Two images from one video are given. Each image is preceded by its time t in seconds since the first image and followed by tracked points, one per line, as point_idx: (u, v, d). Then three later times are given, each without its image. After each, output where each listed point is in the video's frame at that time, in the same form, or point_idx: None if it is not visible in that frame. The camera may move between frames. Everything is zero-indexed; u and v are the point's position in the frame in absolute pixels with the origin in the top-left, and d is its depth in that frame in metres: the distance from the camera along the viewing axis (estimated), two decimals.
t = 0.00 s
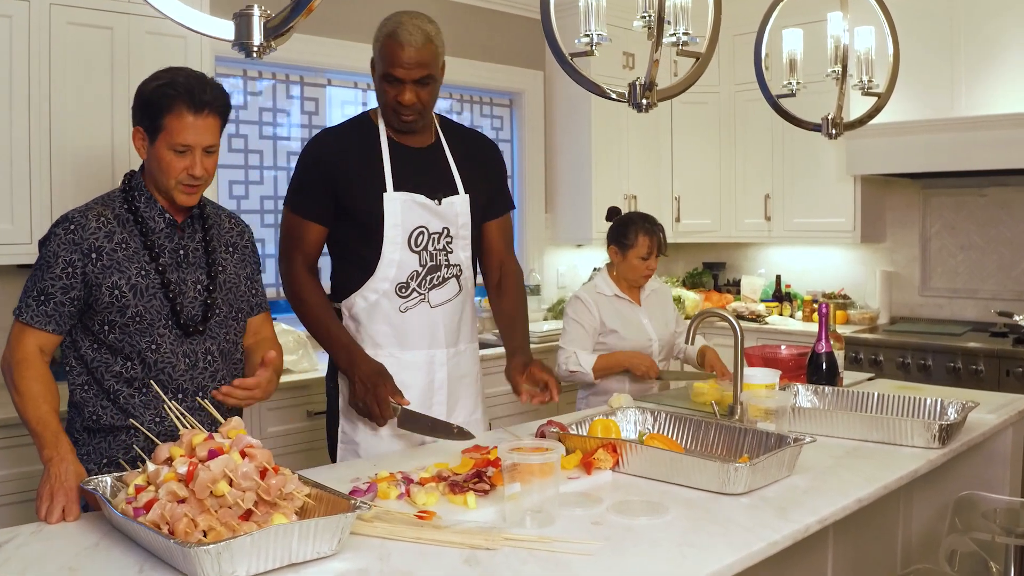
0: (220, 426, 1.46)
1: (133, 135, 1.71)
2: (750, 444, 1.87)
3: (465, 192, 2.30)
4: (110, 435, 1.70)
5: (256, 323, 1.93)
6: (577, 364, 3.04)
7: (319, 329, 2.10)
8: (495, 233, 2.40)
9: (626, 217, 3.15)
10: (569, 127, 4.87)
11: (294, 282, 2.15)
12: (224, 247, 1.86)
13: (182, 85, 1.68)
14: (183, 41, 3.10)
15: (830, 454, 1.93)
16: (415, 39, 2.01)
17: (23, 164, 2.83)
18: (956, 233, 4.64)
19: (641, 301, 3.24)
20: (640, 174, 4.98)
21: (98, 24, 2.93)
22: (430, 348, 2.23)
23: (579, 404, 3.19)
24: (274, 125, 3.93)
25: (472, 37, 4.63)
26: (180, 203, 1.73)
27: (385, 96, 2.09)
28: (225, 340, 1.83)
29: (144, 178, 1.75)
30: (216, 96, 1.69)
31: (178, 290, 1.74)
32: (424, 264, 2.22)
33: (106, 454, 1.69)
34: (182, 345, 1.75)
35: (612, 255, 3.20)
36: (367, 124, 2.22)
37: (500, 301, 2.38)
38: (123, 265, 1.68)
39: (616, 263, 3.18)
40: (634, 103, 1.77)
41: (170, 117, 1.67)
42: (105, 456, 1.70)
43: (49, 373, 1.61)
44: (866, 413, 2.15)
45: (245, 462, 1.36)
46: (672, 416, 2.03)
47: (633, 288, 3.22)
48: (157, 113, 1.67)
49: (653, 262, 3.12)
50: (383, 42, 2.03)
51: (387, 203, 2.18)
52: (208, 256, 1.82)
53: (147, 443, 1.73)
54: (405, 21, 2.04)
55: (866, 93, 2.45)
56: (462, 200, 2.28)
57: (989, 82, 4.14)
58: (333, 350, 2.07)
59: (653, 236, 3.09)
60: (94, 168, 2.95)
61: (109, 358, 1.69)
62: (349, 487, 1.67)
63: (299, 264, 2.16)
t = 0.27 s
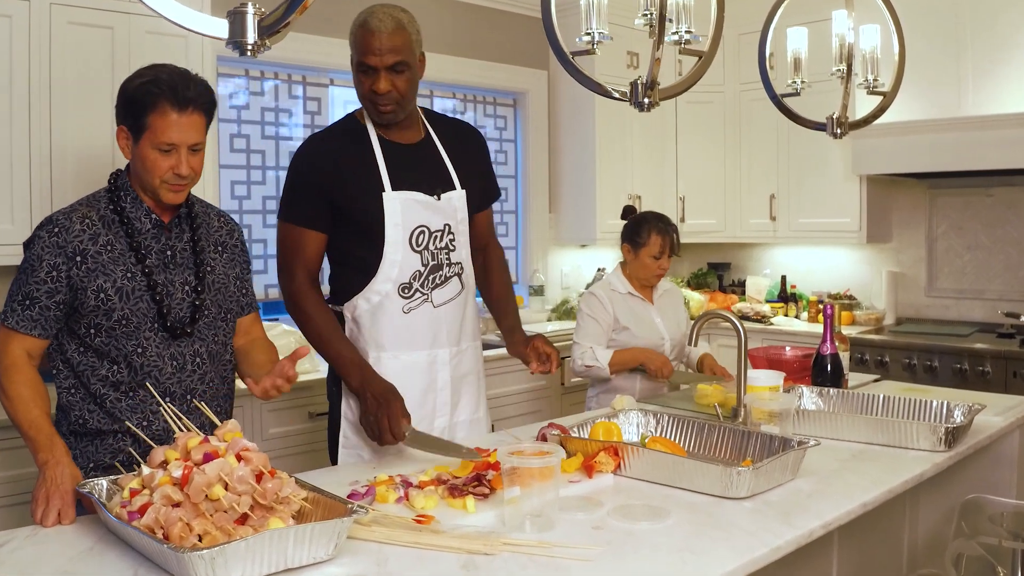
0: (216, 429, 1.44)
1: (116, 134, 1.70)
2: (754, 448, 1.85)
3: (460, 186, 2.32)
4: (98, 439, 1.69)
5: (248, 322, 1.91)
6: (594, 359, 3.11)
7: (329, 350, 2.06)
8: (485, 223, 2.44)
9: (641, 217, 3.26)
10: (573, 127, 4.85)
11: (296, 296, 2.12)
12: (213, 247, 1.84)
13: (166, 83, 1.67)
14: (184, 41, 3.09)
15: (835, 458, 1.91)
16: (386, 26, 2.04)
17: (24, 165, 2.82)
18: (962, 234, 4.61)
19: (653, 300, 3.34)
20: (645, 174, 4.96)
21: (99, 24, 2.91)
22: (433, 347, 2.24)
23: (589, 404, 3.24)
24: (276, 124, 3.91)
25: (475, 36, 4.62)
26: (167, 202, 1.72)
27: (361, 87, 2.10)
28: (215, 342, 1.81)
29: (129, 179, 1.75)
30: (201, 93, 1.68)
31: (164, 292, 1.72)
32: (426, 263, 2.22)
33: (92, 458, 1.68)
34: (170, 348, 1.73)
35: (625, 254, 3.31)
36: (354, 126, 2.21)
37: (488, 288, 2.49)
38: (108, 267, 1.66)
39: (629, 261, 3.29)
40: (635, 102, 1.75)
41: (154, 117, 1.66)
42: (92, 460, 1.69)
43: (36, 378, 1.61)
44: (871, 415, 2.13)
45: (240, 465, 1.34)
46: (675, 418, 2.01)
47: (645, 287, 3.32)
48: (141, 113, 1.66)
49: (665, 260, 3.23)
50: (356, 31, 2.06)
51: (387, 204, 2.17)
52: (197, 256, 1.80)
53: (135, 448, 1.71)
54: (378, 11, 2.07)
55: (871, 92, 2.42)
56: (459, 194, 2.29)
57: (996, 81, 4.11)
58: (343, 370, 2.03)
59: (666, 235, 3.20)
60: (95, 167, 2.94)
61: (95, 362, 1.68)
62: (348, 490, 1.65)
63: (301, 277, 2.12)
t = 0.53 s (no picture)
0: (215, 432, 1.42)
1: (108, 137, 1.72)
2: (761, 452, 1.82)
3: (459, 181, 2.34)
4: (92, 443, 1.74)
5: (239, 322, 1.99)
6: (605, 357, 3.15)
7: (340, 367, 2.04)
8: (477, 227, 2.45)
9: (660, 217, 3.29)
10: (580, 127, 4.84)
11: (302, 305, 2.10)
12: (204, 246, 1.89)
13: (156, 83, 1.70)
14: (189, 41, 3.08)
15: (842, 461, 1.88)
16: (381, 23, 2.04)
17: (26, 165, 2.80)
18: (972, 234, 4.57)
19: (667, 301, 3.37)
20: (653, 175, 4.93)
21: (103, 23, 2.90)
22: (441, 345, 2.23)
23: (600, 403, 3.27)
24: (280, 124, 3.90)
25: (481, 35, 4.60)
26: (166, 200, 1.77)
27: (357, 87, 2.09)
28: (208, 342, 1.86)
29: (122, 181, 1.78)
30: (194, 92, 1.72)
31: (155, 295, 1.76)
32: (433, 262, 2.22)
33: (86, 463, 1.74)
34: (162, 350, 1.78)
35: (640, 255, 3.35)
36: (349, 123, 2.21)
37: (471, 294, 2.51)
38: (97, 272, 1.70)
39: (644, 262, 3.33)
40: (639, 101, 1.73)
41: (148, 118, 1.69)
42: (86, 464, 1.74)
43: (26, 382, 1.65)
44: (878, 418, 2.11)
45: (239, 469, 1.32)
46: (680, 421, 1.99)
47: (660, 287, 3.35)
48: (134, 115, 1.69)
49: (680, 262, 3.26)
50: (351, 31, 2.05)
51: (393, 205, 2.17)
52: (187, 256, 1.85)
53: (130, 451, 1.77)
54: (372, 10, 2.07)
55: (879, 91, 2.39)
56: (459, 191, 2.31)
57: (1006, 80, 4.07)
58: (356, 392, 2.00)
59: (682, 236, 3.23)
60: (99, 168, 2.93)
61: (86, 367, 1.73)
62: (350, 494, 1.64)
63: (306, 286, 2.11)
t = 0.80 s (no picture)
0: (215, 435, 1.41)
1: (109, 139, 1.73)
2: (771, 455, 1.79)
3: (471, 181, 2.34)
4: (87, 448, 1.75)
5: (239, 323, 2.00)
6: (623, 358, 3.14)
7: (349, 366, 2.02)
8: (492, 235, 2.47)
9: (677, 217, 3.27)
10: (591, 127, 4.81)
11: (316, 304, 2.08)
12: (197, 246, 1.91)
13: (158, 82, 1.72)
14: (196, 41, 3.08)
15: (854, 465, 1.85)
16: (395, 23, 2.06)
17: (34, 164, 2.79)
18: (987, 234, 4.52)
19: (684, 301, 3.34)
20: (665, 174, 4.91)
21: (111, 24, 2.90)
22: (456, 340, 2.21)
23: (613, 404, 3.25)
24: (290, 124, 3.90)
25: (491, 35, 4.58)
26: (168, 199, 1.79)
27: (373, 88, 2.10)
28: (203, 344, 1.88)
29: (120, 183, 1.79)
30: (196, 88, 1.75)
31: (149, 296, 1.77)
32: (447, 258, 2.20)
33: (82, 468, 1.74)
34: (157, 352, 1.79)
35: (656, 255, 3.33)
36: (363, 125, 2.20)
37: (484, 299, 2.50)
38: (90, 275, 1.71)
39: (660, 262, 3.31)
40: (647, 100, 1.70)
41: (153, 118, 1.71)
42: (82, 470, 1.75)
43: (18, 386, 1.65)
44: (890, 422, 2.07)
45: (239, 472, 1.30)
46: (689, 424, 1.97)
47: (676, 288, 3.33)
48: (138, 115, 1.71)
49: (696, 262, 3.24)
50: (367, 32, 2.07)
51: (409, 202, 2.16)
52: (181, 257, 1.87)
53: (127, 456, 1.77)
54: (387, 12, 2.09)
55: (892, 89, 2.36)
56: (473, 189, 2.30)
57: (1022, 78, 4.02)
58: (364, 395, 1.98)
59: (698, 236, 3.21)
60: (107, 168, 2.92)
61: (80, 371, 1.73)
62: (352, 497, 1.62)
63: (322, 283, 2.08)
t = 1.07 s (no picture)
0: (219, 438, 1.40)
1: (111, 142, 1.74)
2: (782, 459, 1.77)
3: (497, 184, 2.46)
4: (85, 452, 1.76)
5: (243, 324, 2.01)
6: (632, 358, 3.11)
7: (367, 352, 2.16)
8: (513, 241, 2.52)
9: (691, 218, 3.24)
10: (604, 127, 4.79)
11: (335, 291, 2.22)
12: (194, 247, 1.93)
13: (161, 85, 1.73)
14: (206, 43, 3.08)
15: (866, 470, 1.83)
16: (431, 28, 2.27)
17: (45, 165, 2.79)
18: (1004, 235, 4.47)
19: (697, 303, 3.31)
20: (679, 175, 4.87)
21: (122, 25, 2.91)
22: (480, 336, 2.32)
23: (627, 406, 3.22)
24: (301, 125, 3.90)
25: (503, 35, 4.57)
26: (170, 200, 1.81)
27: (404, 87, 2.29)
28: (201, 347, 1.89)
29: (119, 185, 1.80)
30: (199, 90, 1.76)
31: (147, 301, 1.79)
32: (472, 255, 2.33)
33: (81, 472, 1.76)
34: (156, 357, 1.80)
35: (670, 256, 3.31)
36: (395, 128, 2.35)
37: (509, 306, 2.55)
38: (89, 280, 1.73)
39: (673, 263, 3.29)
40: (657, 100, 1.68)
41: (156, 121, 1.73)
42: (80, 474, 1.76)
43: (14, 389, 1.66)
44: (904, 426, 2.04)
45: (243, 475, 1.29)
46: (699, 428, 1.95)
47: (690, 289, 3.30)
48: (142, 118, 1.72)
49: (710, 264, 3.21)
50: (401, 36, 2.28)
51: (433, 200, 2.30)
52: (178, 260, 1.88)
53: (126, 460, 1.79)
54: (421, 18, 2.30)
55: (906, 89, 2.33)
56: (498, 191, 2.43)
57: None
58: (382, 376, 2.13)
59: (713, 237, 3.18)
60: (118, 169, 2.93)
61: (79, 375, 1.75)
62: (358, 501, 1.61)
63: (341, 271, 2.23)
